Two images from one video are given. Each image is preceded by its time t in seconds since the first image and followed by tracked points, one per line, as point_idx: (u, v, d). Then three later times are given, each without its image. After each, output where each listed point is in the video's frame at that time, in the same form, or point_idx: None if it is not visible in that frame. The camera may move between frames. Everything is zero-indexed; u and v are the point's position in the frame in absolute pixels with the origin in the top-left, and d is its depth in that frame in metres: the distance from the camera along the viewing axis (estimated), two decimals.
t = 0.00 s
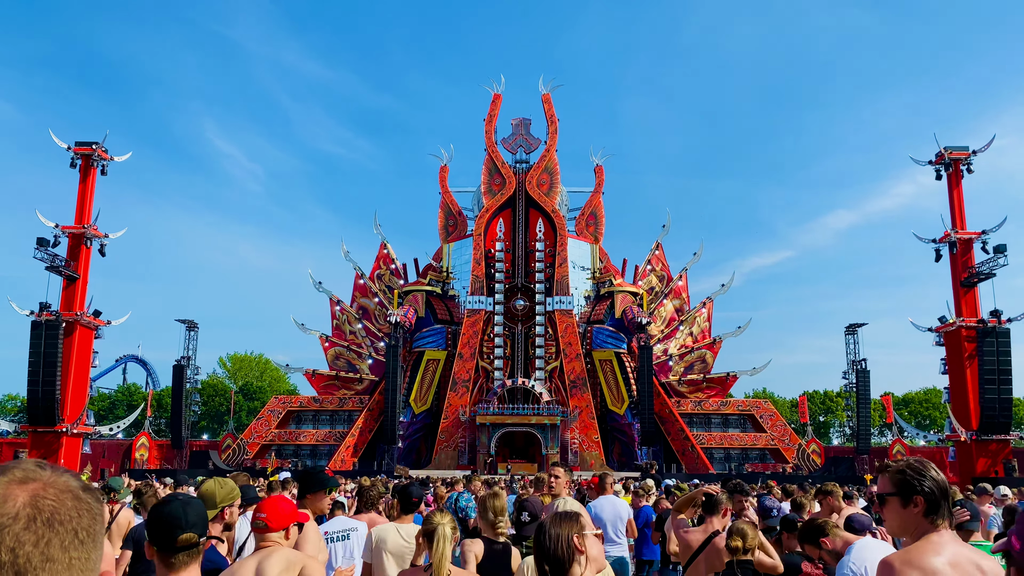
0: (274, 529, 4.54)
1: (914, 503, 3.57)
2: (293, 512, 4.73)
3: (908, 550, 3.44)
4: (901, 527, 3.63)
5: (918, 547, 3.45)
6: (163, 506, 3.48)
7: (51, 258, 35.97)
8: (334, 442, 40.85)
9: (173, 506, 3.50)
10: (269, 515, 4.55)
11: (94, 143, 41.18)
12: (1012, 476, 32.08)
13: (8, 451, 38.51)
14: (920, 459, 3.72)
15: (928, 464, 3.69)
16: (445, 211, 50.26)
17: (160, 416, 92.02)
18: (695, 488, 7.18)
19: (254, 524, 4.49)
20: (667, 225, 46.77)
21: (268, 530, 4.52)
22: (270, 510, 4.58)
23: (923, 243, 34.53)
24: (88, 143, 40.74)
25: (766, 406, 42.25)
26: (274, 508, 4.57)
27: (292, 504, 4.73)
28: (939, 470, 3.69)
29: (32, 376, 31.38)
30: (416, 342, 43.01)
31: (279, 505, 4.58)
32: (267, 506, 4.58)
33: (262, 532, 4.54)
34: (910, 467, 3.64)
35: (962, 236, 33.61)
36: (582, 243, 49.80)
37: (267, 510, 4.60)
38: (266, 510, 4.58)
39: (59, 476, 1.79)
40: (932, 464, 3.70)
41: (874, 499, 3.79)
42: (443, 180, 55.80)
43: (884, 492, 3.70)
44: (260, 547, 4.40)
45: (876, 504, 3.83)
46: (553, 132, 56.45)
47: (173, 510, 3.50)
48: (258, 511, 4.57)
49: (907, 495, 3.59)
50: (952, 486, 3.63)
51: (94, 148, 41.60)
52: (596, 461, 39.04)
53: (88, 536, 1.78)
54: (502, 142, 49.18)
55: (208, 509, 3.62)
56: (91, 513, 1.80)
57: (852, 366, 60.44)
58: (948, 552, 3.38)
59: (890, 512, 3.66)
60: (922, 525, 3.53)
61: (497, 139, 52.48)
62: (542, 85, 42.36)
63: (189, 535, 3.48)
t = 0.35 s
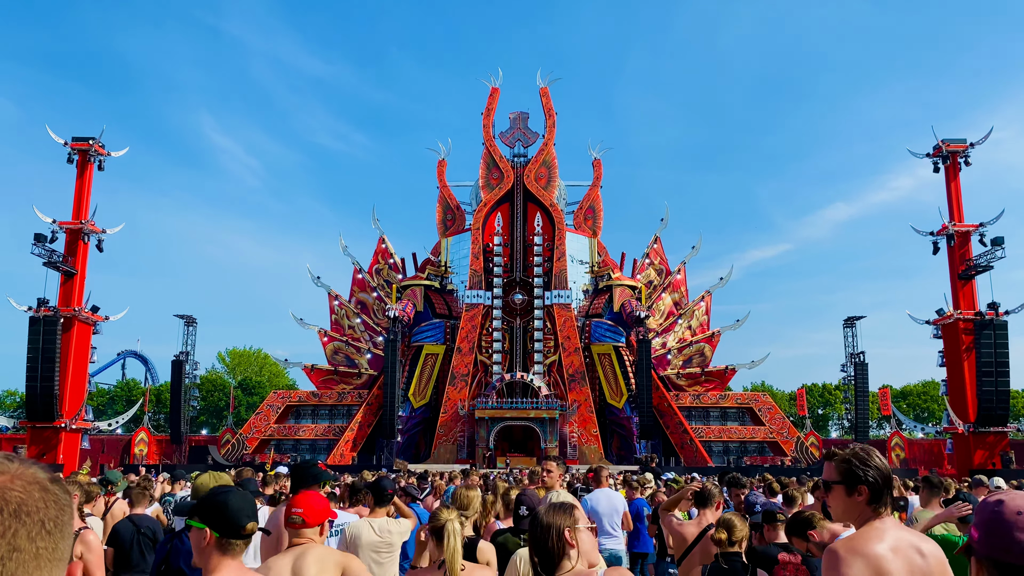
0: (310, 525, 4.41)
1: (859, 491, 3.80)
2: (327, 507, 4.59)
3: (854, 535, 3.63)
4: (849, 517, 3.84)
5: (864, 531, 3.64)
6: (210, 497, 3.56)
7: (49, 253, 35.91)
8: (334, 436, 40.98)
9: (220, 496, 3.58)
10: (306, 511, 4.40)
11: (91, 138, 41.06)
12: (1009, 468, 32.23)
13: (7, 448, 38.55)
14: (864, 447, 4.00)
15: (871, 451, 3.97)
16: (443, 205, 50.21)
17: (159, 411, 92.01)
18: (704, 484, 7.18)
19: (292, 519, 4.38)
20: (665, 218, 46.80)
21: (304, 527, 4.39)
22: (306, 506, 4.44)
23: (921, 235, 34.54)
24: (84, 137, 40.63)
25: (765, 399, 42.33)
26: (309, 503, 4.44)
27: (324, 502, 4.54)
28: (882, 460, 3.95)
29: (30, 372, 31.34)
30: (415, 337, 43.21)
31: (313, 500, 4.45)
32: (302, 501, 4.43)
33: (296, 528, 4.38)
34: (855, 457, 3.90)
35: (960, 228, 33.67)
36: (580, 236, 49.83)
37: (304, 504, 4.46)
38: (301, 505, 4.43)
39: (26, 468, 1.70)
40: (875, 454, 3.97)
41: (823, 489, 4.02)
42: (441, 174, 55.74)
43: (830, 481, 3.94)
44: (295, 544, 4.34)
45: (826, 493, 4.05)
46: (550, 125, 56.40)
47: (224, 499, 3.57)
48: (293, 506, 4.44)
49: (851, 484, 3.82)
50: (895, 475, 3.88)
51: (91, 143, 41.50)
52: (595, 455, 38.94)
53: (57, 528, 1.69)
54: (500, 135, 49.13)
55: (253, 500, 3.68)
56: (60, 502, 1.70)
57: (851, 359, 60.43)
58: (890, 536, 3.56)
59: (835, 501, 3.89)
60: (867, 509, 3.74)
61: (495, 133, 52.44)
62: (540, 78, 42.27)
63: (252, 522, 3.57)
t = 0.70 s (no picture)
0: (329, 515, 4.43)
1: (803, 486, 4.07)
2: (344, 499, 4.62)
3: (804, 532, 3.85)
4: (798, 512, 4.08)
5: (814, 528, 3.86)
6: (244, 489, 3.65)
7: (49, 249, 35.95)
8: (334, 430, 41.16)
9: (253, 488, 3.70)
10: (327, 500, 4.41)
11: (88, 134, 41.03)
12: (1008, 456, 32.40)
13: (9, 443, 38.66)
14: (804, 444, 4.28)
15: (813, 450, 4.24)
16: (442, 198, 50.25)
17: (160, 406, 92.06)
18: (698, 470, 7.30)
19: (313, 508, 4.39)
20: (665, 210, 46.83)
21: (325, 517, 4.42)
22: (327, 496, 4.44)
23: (920, 225, 34.63)
24: (83, 133, 40.62)
25: (764, 390, 42.45)
26: (330, 496, 4.44)
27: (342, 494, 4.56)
28: (823, 456, 4.23)
29: (30, 367, 31.40)
30: (414, 330, 43.10)
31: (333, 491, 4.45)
32: (323, 491, 4.43)
33: (316, 518, 4.40)
34: (798, 453, 4.16)
35: (959, 218, 33.74)
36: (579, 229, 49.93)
37: (324, 495, 4.46)
38: (321, 496, 4.44)
39: None
40: (816, 451, 4.26)
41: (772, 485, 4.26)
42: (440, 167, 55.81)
43: (777, 479, 4.21)
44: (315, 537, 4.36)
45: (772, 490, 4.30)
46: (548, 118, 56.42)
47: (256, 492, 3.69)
48: (313, 496, 4.45)
49: (797, 481, 4.09)
50: (835, 466, 4.17)
51: (89, 139, 41.48)
52: (595, 446, 39.08)
53: (22, 521, 1.88)
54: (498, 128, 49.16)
55: (282, 497, 3.81)
56: (29, 497, 1.90)
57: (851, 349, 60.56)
58: (840, 531, 3.79)
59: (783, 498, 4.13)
60: (814, 504, 4.00)
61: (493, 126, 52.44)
62: (537, 71, 42.19)
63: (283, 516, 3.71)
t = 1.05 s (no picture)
0: (325, 509, 4.42)
1: (770, 473, 3.84)
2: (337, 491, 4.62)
3: (767, 517, 3.68)
4: (760, 495, 3.90)
5: (776, 513, 3.69)
6: (247, 486, 3.69)
7: (47, 246, 35.90)
8: (335, 425, 41.27)
9: (254, 487, 3.72)
10: (323, 495, 4.44)
11: (86, 131, 40.95)
12: (1007, 446, 32.51)
13: (10, 441, 38.73)
14: (772, 431, 4.05)
15: (781, 434, 4.04)
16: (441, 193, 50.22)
17: (161, 402, 92.07)
18: (688, 460, 7.35)
19: (310, 503, 4.40)
20: (663, 203, 46.81)
21: (321, 511, 4.41)
22: (322, 490, 4.47)
23: (918, 216, 34.57)
24: (80, 130, 40.56)
25: (764, 382, 42.54)
26: (323, 488, 4.46)
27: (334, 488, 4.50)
28: (791, 440, 4.01)
29: (31, 364, 31.41)
30: (414, 324, 43.12)
31: (327, 485, 4.48)
32: (319, 485, 4.45)
33: (312, 513, 4.41)
34: (766, 441, 3.92)
35: (958, 208, 33.73)
36: (578, 223, 49.94)
37: (320, 489, 4.49)
38: (318, 490, 4.45)
39: None
40: (784, 435, 4.03)
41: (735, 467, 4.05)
42: (438, 162, 55.80)
43: (744, 465, 3.96)
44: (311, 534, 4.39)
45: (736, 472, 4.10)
46: (546, 112, 56.37)
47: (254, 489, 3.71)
48: (310, 490, 4.46)
49: (763, 466, 3.86)
50: (802, 454, 3.93)
51: (86, 136, 41.41)
52: (596, 439, 39.17)
53: None
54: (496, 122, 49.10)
55: (285, 496, 3.81)
56: None
57: (850, 341, 60.63)
58: (801, 517, 3.62)
59: (746, 480, 3.93)
60: (779, 491, 3.78)
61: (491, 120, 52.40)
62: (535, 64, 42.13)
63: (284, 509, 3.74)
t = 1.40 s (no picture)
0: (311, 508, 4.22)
1: (763, 476, 3.83)
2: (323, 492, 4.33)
3: (765, 520, 3.66)
4: (756, 500, 3.86)
5: (773, 515, 3.66)
6: (233, 484, 3.43)
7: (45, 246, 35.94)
8: (335, 423, 41.39)
9: (242, 482, 3.46)
10: (313, 495, 4.22)
11: (83, 131, 40.95)
12: (1005, 439, 32.59)
13: (11, 441, 38.78)
14: (759, 434, 4.04)
15: (767, 436, 4.02)
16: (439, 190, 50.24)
17: (161, 401, 92.20)
18: (683, 457, 7.13)
19: (300, 503, 4.20)
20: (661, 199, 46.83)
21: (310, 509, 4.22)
22: (309, 488, 4.24)
23: (916, 210, 34.57)
24: (77, 130, 40.58)
25: (763, 377, 42.64)
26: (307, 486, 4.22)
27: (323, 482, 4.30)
28: (776, 442, 4.01)
29: (31, 365, 31.46)
30: (414, 322, 43.11)
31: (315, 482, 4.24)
32: (309, 484, 4.22)
33: (303, 512, 4.21)
34: (754, 443, 3.93)
35: (954, 202, 33.79)
36: (577, 219, 50.00)
37: (311, 488, 4.26)
38: (308, 489, 4.23)
39: None
40: (770, 437, 4.03)
41: (726, 475, 4.00)
42: (436, 159, 55.86)
43: (735, 472, 3.95)
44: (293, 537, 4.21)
45: (727, 478, 4.06)
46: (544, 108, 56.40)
47: (246, 487, 3.44)
48: (300, 488, 4.24)
49: (757, 471, 3.84)
50: (790, 453, 3.94)
51: (84, 136, 41.43)
52: (596, 435, 39.21)
53: None
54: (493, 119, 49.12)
55: (276, 490, 3.53)
56: None
57: (849, 335, 60.72)
58: (799, 518, 3.61)
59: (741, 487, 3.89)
60: (773, 493, 3.78)
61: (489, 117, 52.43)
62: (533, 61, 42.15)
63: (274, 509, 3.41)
